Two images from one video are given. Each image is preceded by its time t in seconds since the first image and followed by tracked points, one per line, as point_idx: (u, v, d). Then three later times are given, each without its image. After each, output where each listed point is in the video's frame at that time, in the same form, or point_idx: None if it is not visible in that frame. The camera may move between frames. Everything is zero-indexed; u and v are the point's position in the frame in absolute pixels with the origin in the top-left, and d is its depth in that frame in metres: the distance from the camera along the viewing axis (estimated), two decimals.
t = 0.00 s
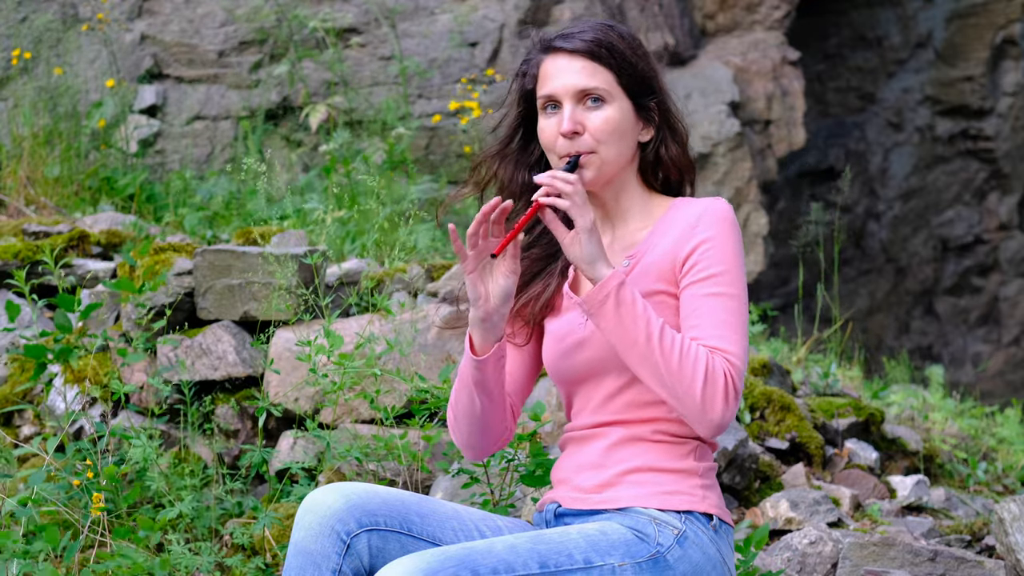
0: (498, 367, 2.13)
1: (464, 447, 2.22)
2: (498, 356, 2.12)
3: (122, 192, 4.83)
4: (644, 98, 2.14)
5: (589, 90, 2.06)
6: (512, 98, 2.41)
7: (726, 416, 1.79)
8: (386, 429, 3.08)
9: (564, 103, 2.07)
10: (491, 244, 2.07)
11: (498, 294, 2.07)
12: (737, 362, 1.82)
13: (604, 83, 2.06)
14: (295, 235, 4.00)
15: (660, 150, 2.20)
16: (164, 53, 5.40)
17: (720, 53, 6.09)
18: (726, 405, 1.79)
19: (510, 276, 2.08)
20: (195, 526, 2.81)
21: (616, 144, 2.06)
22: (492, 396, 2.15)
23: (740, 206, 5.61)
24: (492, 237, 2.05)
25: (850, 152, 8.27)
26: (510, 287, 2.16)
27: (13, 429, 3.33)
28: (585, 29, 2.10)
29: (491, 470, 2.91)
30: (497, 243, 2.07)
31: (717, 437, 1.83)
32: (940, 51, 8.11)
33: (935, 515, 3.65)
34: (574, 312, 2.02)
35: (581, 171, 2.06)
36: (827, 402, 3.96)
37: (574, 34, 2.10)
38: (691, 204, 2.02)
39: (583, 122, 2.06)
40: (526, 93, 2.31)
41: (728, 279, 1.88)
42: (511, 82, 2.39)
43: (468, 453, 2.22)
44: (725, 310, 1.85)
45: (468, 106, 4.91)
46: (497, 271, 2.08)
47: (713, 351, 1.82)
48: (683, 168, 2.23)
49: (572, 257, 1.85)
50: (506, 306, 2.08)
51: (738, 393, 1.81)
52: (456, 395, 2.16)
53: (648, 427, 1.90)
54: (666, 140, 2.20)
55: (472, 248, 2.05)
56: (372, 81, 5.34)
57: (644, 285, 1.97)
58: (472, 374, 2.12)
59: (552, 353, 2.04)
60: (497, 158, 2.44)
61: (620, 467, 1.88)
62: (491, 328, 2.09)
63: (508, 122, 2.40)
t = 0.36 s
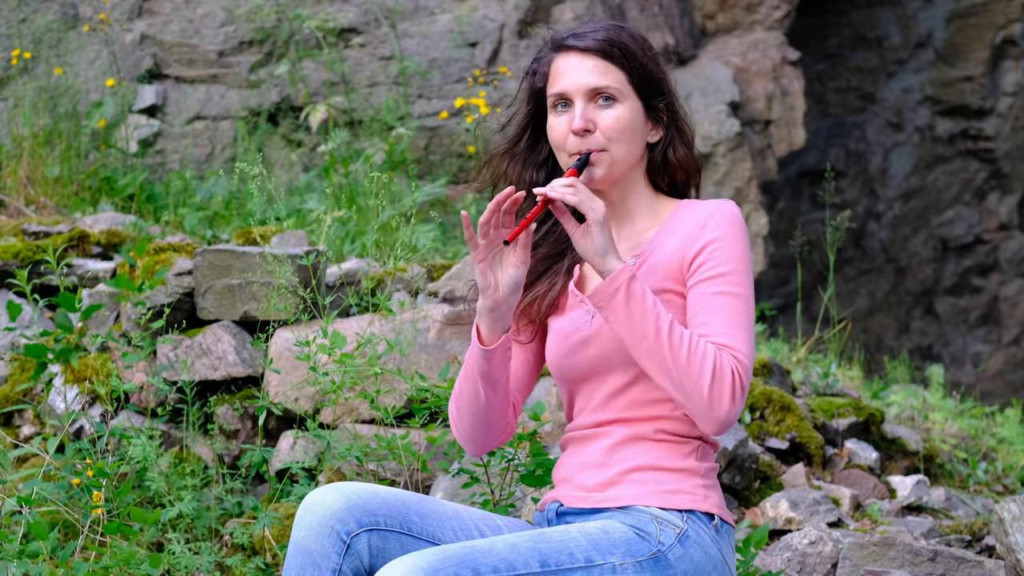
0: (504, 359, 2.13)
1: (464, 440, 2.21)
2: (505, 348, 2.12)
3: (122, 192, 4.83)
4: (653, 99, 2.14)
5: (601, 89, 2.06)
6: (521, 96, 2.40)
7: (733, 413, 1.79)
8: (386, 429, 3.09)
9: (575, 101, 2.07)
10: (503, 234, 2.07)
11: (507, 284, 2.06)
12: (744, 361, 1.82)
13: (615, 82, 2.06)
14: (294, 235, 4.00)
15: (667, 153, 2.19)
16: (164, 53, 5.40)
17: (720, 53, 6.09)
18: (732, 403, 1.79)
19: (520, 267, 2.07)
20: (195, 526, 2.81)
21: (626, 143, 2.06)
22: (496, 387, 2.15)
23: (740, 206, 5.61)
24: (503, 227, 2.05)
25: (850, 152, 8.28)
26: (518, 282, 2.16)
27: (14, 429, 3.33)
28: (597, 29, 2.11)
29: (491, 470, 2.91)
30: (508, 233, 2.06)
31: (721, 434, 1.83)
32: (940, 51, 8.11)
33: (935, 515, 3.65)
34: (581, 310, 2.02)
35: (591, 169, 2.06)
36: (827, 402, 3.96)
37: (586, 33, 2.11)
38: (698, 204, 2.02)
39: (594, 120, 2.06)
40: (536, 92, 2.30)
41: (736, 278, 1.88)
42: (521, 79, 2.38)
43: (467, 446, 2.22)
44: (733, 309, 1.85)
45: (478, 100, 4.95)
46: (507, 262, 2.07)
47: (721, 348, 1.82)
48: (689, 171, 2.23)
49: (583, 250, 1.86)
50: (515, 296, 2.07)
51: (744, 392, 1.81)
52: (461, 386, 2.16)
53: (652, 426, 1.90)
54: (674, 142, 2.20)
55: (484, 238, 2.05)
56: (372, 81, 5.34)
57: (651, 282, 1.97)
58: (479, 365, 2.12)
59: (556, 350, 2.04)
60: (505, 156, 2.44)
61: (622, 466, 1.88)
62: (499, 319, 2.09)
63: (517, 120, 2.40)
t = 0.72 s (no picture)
0: (505, 357, 2.13)
1: (463, 439, 2.21)
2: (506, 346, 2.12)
3: (122, 192, 4.82)
4: (654, 100, 2.14)
5: (603, 90, 2.06)
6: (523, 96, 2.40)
7: (732, 412, 1.79)
8: (386, 429, 3.09)
9: (577, 102, 2.07)
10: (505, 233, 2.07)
11: (510, 282, 2.07)
12: (744, 360, 1.81)
13: (617, 84, 2.06)
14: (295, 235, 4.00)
15: (668, 154, 2.20)
16: (164, 53, 5.40)
17: (720, 53, 6.09)
18: (733, 403, 1.78)
19: (523, 265, 2.07)
20: (195, 526, 2.81)
21: (628, 144, 2.06)
22: (496, 386, 2.15)
23: (740, 206, 5.61)
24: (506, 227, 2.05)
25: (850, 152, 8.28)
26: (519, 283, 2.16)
27: (14, 429, 3.33)
28: (598, 30, 2.11)
29: (491, 470, 2.91)
30: (511, 231, 2.07)
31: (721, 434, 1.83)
32: (940, 51, 8.11)
33: (935, 515, 3.65)
34: (581, 310, 2.02)
35: (593, 170, 2.06)
36: (827, 402, 3.96)
37: (587, 35, 2.11)
38: (699, 205, 2.03)
39: (596, 121, 2.06)
40: (537, 93, 2.30)
41: (737, 278, 1.88)
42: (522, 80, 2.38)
43: (467, 445, 2.22)
44: (734, 308, 1.85)
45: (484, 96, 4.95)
46: (509, 260, 2.07)
47: (721, 348, 1.82)
48: (689, 172, 2.24)
49: (584, 250, 1.86)
50: (516, 294, 2.07)
51: (745, 391, 1.80)
52: (461, 384, 2.16)
53: (651, 426, 1.90)
54: (675, 143, 2.20)
55: (487, 236, 2.05)
56: (373, 81, 5.35)
57: (652, 283, 1.97)
58: (479, 363, 2.12)
59: (557, 350, 2.04)
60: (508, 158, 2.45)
61: (623, 465, 1.88)
62: (500, 316, 2.09)
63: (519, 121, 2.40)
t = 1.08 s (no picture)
0: (502, 353, 2.13)
1: (461, 436, 2.21)
2: (502, 342, 2.12)
3: (122, 192, 4.83)
4: (653, 101, 2.14)
5: (602, 89, 2.06)
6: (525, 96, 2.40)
7: (728, 411, 1.79)
8: (385, 429, 3.09)
9: (576, 101, 2.07)
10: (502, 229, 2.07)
11: (507, 278, 2.07)
12: (740, 359, 1.81)
13: (618, 83, 2.06)
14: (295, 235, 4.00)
15: (668, 154, 2.20)
16: (164, 53, 5.40)
17: (720, 53, 6.09)
18: (728, 401, 1.78)
19: (519, 261, 2.07)
20: (195, 526, 2.82)
21: (627, 144, 2.06)
22: (494, 383, 2.15)
23: (740, 206, 5.61)
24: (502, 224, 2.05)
25: (851, 152, 8.28)
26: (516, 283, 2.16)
27: (14, 429, 3.33)
28: (598, 30, 2.11)
29: (491, 470, 2.91)
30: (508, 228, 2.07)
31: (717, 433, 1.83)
32: (940, 51, 8.11)
33: (935, 515, 3.65)
34: (581, 310, 2.02)
35: (591, 169, 2.06)
36: (827, 402, 3.96)
37: (588, 34, 2.11)
38: (697, 205, 2.03)
39: (595, 120, 2.06)
40: (539, 94, 2.30)
41: (733, 277, 1.88)
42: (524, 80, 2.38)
43: (464, 442, 2.22)
44: (731, 307, 1.85)
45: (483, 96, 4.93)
46: (506, 257, 2.08)
47: (717, 347, 1.82)
48: (689, 173, 2.24)
49: (581, 248, 1.87)
50: (513, 290, 2.08)
51: (741, 390, 1.80)
52: (458, 380, 2.16)
53: (650, 426, 1.90)
54: (676, 144, 2.20)
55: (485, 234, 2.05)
56: (373, 81, 5.35)
57: (650, 282, 1.97)
58: (476, 360, 2.12)
59: (556, 350, 2.04)
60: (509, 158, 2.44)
61: (622, 465, 1.88)
62: (497, 312, 2.09)
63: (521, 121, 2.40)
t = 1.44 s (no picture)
0: (501, 361, 2.13)
1: (464, 444, 2.22)
2: (501, 351, 2.12)
3: (122, 193, 4.83)
4: (650, 101, 2.14)
5: (597, 90, 2.06)
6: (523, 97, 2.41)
7: (727, 414, 1.79)
8: (386, 429, 3.09)
9: (572, 102, 2.07)
10: (496, 239, 2.07)
11: (503, 288, 2.09)
12: (739, 361, 1.81)
13: (613, 84, 2.06)
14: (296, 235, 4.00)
15: (664, 154, 2.20)
16: (164, 53, 5.40)
17: (720, 53, 6.09)
18: (727, 403, 1.78)
19: (515, 271, 2.09)
20: (195, 526, 2.81)
21: (623, 145, 2.06)
22: (494, 391, 2.15)
23: (740, 206, 5.61)
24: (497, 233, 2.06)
25: (850, 152, 8.28)
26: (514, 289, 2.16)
27: (14, 429, 3.33)
28: (594, 30, 2.11)
29: (490, 470, 2.91)
30: (502, 238, 2.07)
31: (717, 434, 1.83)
32: (940, 51, 8.11)
33: (934, 515, 3.65)
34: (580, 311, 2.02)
35: (587, 171, 2.05)
36: (827, 402, 3.96)
37: (583, 35, 2.11)
38: (694, 205, 2.03)
39: (591, 121, 2.06)
40: (536, 95, 2.31)
41: (731, 277, 1.88)
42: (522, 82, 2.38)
43: (468, 448, 2.22)
44: (729, 309, 1.85)
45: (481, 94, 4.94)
46: (503, 266, 2.09)
47: (715, 349, 1.82)
48: (687, 172, 2.23)
49: (577, 254, 1.86)
50: (510, 299, 2.09)
51: (740, 391, 1.80)
52: (459, 389, 2.16)
53: (649, 426, 1.90)
54: (672, 143, 2.20)
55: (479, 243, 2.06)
56: (373, 81, 5.35)
57: (648, 283, 1.97)
58: (475, 369, 2.12)
59: (556, 352, 2.04)
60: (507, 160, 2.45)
61: (622, 465, 1.88)
62: (494, 321, 2.10)
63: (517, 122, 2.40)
